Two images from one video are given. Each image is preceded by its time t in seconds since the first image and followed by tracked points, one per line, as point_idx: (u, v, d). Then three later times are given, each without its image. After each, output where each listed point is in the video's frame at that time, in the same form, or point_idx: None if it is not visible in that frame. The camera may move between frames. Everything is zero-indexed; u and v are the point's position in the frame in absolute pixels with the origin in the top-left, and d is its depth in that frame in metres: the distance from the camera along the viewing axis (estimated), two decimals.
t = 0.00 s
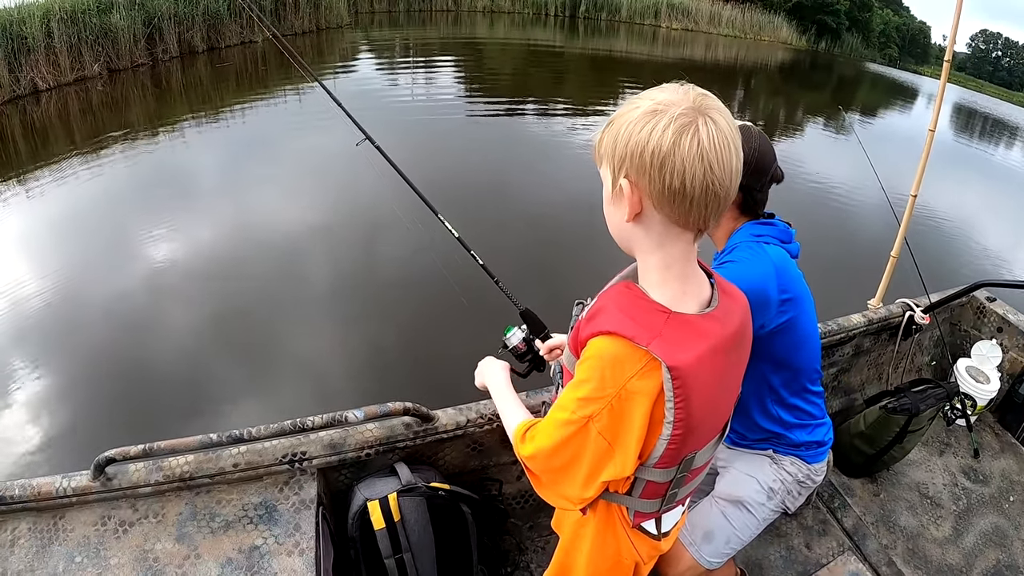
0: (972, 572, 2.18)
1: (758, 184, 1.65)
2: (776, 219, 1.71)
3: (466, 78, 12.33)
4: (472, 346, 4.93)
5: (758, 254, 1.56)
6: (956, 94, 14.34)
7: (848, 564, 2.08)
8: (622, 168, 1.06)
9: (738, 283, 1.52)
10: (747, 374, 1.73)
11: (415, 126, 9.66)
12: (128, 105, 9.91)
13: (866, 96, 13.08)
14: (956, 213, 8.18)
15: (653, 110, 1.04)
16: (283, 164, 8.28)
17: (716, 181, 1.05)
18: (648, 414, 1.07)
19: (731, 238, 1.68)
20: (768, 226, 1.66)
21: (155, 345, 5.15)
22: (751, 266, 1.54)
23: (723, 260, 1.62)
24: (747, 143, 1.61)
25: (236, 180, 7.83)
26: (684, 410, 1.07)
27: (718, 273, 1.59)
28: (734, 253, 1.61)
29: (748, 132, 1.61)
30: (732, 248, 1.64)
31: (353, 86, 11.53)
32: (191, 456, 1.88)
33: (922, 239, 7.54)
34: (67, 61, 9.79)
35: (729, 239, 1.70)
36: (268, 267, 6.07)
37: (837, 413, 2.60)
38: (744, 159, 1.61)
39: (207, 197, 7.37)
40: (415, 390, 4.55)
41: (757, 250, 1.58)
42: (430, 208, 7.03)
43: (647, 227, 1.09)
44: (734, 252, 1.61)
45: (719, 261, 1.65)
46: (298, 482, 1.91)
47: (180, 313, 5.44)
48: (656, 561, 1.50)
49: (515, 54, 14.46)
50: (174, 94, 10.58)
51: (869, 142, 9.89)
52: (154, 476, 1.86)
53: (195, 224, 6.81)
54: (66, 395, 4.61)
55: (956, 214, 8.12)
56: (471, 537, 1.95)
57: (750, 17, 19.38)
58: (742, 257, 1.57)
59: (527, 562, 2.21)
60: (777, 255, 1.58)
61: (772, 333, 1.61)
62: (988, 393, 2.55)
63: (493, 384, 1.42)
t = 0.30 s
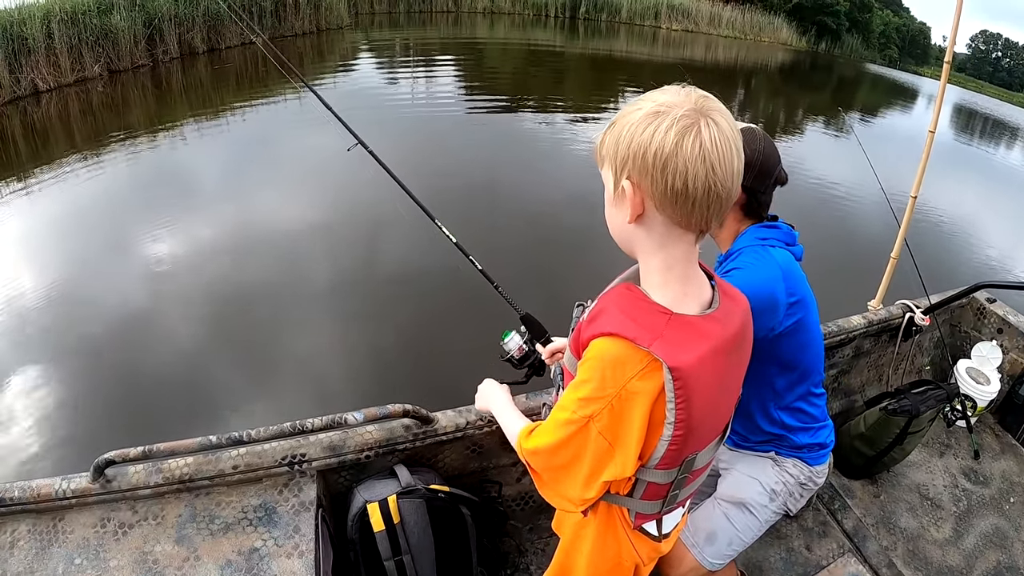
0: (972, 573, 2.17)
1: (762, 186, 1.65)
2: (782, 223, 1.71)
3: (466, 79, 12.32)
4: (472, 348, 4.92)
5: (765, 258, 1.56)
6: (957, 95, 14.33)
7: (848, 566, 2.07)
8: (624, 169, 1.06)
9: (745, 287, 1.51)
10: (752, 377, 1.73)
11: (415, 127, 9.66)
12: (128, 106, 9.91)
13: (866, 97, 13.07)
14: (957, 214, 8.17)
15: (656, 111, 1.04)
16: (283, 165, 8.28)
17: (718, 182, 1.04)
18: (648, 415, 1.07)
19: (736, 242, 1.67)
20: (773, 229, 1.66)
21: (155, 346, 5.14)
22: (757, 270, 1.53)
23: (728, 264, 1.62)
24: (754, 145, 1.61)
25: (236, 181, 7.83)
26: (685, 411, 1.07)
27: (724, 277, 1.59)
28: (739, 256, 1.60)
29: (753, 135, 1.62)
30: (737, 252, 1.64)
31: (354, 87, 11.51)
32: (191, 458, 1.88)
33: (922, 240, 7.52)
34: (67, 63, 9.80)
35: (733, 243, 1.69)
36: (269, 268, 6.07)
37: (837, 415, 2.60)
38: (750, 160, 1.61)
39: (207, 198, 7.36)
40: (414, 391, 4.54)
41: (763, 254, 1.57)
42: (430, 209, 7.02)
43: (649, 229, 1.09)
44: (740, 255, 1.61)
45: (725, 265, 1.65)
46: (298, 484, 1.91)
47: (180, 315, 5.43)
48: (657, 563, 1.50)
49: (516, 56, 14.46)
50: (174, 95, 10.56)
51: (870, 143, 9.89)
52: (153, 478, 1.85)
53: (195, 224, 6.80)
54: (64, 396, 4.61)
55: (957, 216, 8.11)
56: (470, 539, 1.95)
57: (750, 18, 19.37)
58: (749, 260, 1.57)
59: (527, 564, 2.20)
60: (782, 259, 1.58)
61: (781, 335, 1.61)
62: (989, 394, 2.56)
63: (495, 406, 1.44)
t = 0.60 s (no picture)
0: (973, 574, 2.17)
1: (765, 188, 1.65)
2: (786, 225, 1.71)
3: (467, 80, 12.33)
4: (472, 349, 4.93)
5: (768, 261, 1.57)
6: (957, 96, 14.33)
7: (848, 567, 2.08)
8: (630, 172, 1.06)
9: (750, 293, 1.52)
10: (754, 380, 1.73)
11: (415, 128, 9.66)
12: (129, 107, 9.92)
13: (867, 98, 13.08)
14: (957, 215, 8.16)
15: (662, 114, 1.04)
16: (283, 166, 8.29)
17: (724, 184, 1.05)
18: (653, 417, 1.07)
19: (738, 245, 1.67)
20: (776, 231, 1.66)
21: (155, 347, 5.14)
22: (761, 274, 1.54)
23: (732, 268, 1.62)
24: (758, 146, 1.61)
25: (237, 182, 7.84)
26: (690, 413, 1.07)
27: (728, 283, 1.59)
28: (743, 261, 1.61)
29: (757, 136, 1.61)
30: (740, 256, 1.64)
31: (354, 88, 11.52)
32: (191, 460, 1.89)
33: (922, 240, 7.53)
34: (68, 64, 9.81)
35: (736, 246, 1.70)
36: (270, 269, 6.08)
37: (837, 416, 2.60)
38: (753, 162, 1.60)
39: (207, 199, 7.37)
40: (414, 392, 4.54)
41: (767, 258, 1.58)
42: (430, 210, 7.02)
43: (655, 231, 1.09)
44: (743, 260, 1.61)
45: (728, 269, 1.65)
46: (298, 486, 1.91)
47: (179, 316, 5.43)
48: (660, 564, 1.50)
49: (516, 56, 14.46)
50: (174, 96, 10.56)
51: (870, 144, 9.89)
52: (154, 480, 1.85)
53: (195, 226, 6.81)
54: (64, 397, 4.61)
55: (957, 217, 8.11)
56: (471, 540, 1.95)
57: (750, 19, 19.38)
58: (753, 265, 1.57)
59: (527, 565, 2.20)
60: (787, 263, 1.59)
61: (784, 338, 1.61)
62: (989, 395, 2.56)
63: (507, 422, 1.44)
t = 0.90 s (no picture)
0: None
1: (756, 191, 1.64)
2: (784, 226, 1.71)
3: (467, 81, 12.33)
4: (472, 350, 4.92)
5: (766, 262, 1.57)
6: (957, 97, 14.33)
7: (850, 569, 2.07)
8: (635, 172, 1.06)
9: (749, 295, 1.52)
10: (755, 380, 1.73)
11: (415, 128, 9.66)
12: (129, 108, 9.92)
13: (867, 99, 13.09)
14: (958, 215, 8.17)
15: (667, 115, 1.04)
16: (283, 166, 8.29)
17: (729, 184, 1.05)
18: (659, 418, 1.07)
19: (735, 248, 1.67)
20: (773, 233, 1.66)
21: (155, 347, 5.14)
22: (759, 275, 1.54)
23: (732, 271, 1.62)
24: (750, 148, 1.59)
25: (237, 182, 7.83)
26: (696, 415, 1.07)
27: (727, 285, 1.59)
28: (742, 263, 1.61)
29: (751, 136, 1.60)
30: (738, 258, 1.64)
31: (354, 89, 11.51)
32: (191, 461, 1.88)
33: (923, 241, 7.53)
34: (68, 65, 9.81)
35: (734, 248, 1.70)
36: (270, 270, 6.07)
37: (838, 418, 2.60)
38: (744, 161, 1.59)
39: (208, 199, 7.36)
40: (414, 393, 4.54)
41: (765, 260, 1.58)
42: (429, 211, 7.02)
43: (660, 233, 1.09)
44: (741, 262, 1.62)
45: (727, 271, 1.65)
46: (298, 487, 1.90)
47: (179, 317, 5.42)
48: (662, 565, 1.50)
49: (516, 57, 14.46)
50: (174, 96, 10.56)
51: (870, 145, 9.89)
52: (154, 480, 1.85)
53: (195, 226, 6.81)
54: (63, 398, 4.61)
55: (957, 217, 8.11)
56: (472, 541, 1.94)
57: (750, 20, 19.39)
58: (752, 266, 1.57)
59: (528, 566, 2.19)
60: (785, 264, 1.59)
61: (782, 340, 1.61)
62: (989, 396, 2.55)
63: (509, 426, 1.45)
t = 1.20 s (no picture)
0: None
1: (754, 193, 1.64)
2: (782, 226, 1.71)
3: (467, 82, 12.33)
4: (471, 350, 4.92)
5: (763, 263, 1.57)
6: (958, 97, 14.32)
7: (849, 571, 2.07)
8: (637, 174, 1.06)
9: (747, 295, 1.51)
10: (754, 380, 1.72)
11: (415, 129, 9.66)
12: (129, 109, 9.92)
13: (867, 100, 13.08)
14: (957, 216, 8.16)
15: (669, 116, 1.04)
16: (284, 167, 8.29)
17: (731, 185, 1.05)
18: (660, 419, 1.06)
19: (733, 249, 1.67)
20: (772, 233, 1.66)
21: (154, 348, 5.13)
22: (756, 276, 1.54)
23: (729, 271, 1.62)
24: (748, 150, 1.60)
25: (237, 183, 7.84)
26: (698, 416, 1.07)
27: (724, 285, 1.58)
28: (739, 264, 1.60)
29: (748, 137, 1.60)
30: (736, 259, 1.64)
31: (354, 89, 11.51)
32: (191, 462, 1.88)
33: (923, 242, 7.52)
34: (69, 65, 9.81)
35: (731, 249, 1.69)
36: (269, 270, 6.07)
37: (838, 419, 2.60)
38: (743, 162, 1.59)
39: (208, 200, 7.36)
40: (413, 394, 4.53)
41: (763, 261, 1.58)
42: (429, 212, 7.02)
43: (662, 234, 1.08)
44: (738, 263, 1.61)
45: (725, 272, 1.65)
46: (298, 488, 1.90)
47: (179, 317, 5.42)
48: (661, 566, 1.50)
49: (516, 58, 14.46)
50: (174, 97, 10.56)
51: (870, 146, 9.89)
52: (153, 481, 1.85)
53: (195, 227, 6.81)
54: (63, 398, 4.60)
55: (957, 218, 8.11)
56: (471, 542, 1.94)
57: (750, 21, 19.39)
58: (750, 267, 1.57)
59: (527, 567, 2.19)
60: (782, 264, 1.59)
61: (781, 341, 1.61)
62: (990, 397, 2.55)
63: (509, 430, 1.44)
